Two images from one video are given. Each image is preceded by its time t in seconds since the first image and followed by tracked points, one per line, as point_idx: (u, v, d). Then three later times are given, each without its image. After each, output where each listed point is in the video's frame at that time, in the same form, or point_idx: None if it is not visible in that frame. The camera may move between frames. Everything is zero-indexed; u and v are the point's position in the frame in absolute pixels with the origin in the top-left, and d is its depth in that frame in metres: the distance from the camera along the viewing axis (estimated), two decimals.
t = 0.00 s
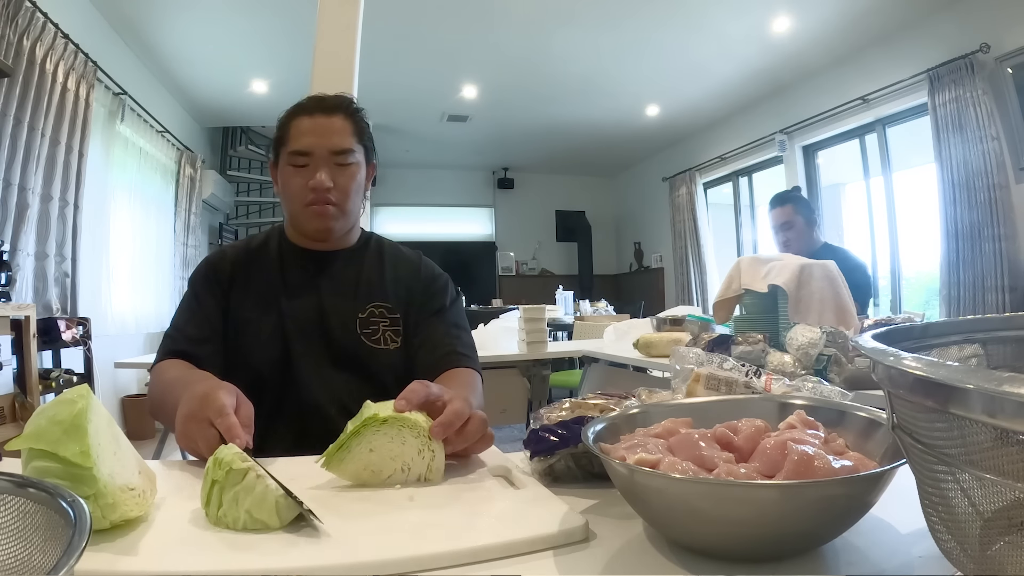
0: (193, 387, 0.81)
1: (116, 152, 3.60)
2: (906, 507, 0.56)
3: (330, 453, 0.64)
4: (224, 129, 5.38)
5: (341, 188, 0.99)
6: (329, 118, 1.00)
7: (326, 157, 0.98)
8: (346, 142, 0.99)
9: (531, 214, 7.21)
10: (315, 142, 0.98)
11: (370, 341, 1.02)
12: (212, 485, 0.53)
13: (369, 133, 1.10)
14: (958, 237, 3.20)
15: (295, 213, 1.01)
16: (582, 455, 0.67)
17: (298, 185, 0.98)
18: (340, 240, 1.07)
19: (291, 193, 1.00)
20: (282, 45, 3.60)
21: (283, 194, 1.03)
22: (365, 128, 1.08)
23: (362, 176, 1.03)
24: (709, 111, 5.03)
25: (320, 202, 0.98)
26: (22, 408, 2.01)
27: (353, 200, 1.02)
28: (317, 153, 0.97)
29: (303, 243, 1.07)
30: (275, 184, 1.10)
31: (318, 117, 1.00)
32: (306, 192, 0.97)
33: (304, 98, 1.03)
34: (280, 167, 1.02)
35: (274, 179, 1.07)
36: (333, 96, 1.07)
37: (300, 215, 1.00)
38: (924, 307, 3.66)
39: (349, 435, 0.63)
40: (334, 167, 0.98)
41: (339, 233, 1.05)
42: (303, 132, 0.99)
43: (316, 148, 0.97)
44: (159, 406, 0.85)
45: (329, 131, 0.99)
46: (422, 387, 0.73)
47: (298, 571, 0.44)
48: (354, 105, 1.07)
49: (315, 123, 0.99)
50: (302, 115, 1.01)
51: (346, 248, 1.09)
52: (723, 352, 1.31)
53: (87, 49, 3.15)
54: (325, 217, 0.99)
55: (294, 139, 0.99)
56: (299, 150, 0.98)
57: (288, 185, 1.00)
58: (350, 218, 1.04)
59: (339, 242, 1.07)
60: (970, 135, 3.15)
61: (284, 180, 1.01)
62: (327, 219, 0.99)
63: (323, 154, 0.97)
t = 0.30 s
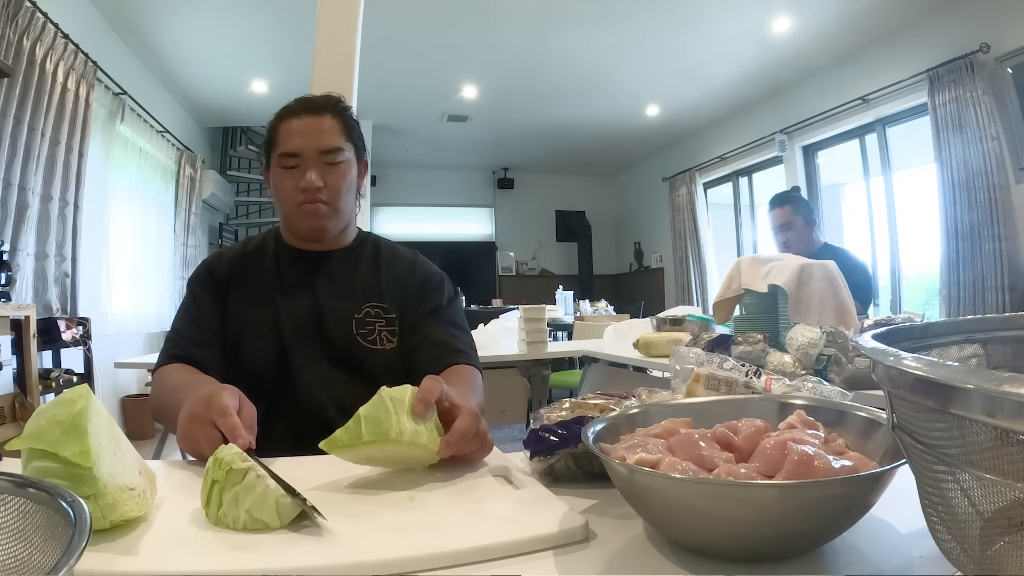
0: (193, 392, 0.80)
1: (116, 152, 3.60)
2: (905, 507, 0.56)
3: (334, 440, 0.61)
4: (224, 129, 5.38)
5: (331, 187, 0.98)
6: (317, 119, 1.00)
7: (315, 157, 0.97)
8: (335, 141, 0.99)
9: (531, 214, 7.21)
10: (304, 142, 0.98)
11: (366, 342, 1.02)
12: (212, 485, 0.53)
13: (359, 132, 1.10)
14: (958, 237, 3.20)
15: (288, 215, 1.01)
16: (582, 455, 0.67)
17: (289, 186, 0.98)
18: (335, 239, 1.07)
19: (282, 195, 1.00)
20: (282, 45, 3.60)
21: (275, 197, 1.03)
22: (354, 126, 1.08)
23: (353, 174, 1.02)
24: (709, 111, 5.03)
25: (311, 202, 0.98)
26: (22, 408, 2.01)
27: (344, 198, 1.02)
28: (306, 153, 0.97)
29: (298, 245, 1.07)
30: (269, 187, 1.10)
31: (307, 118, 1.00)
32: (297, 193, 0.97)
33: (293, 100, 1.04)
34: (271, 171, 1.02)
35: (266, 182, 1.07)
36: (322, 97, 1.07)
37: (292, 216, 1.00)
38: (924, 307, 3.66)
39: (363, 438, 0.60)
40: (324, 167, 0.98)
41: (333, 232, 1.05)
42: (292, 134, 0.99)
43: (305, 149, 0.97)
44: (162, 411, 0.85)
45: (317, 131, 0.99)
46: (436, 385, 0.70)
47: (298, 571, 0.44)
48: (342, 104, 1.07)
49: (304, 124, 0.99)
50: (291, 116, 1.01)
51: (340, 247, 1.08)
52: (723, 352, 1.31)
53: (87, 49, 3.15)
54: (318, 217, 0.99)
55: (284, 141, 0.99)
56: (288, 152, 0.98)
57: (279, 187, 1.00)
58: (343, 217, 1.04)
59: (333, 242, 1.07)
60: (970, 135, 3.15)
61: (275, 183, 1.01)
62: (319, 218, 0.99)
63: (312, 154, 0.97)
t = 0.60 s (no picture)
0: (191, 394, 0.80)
1: (116, 152, 3.60)
2: (905, 507, 0.56)
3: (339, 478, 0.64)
4: (224, 129, 5.38)
5: (327, 186, 0.98)
6: (311, 119, 1.00)
7: (309, 156, 0.97)
8: (329, 140, 0.99)
9: (531, 214, 7.21)
10: (298, 142, 0.98)
11: (366, 341, 1.02)
12: (212, 485, 0.53)
13: (353, 130, 1.10)
14: (958, 237, 3.20)
15: (285, 217, 1.01)
16: (582, 454, 0.67)
17: (284, 187, 0.98)
18: (333, 239, 1.07)
19: (278, 196, 1.00)
20: (282, 45, 3.60)
21: (271, 199, 1.03)
22: (348, 124, 1.08)
23: (348, 172, 1.02)
24: (709, 111, 5.03)
25: (308, 202, 0.98)
26: (22, 408, 2.01)
27: (341, 197, 1.02)
28: (300, 153, 0.97)
29: (296, 245, 1.07)
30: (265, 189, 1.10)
31: (300, 118, 1.00)
32: (292, 193, 0.97)
33: (285, 101, 1.04)
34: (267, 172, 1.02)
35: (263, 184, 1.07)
36: (315, 96, 1.07)
37: (290, 217, 1.00)
38: (924, 307, 3.66)
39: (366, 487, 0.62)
40: (319, 166, 0.98)
41: (330, 231, 1.05)
42: (286, 134, 0.99)
43: (299, 149, 0.97)
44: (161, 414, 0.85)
45: (311, 130, 0.99)
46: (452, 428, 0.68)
47: (298, 571, 0.44)
48: (336, 102, 1.07)
49: (299, 124, 0.99)
50: (284, 117, 1.01)
51: (339, 247, 1.09)
52: (723, 352, 1.31)
53: (87, 49, 3.15)
54: (314, 217, 0.99)
55: (278, 141, 0.99)
56: (282, 153, 0.98)
57: (274, 188, 1.00)
58: (340, 215, 1.04)
59: (331, 240, 1.07)
60: (970, 135, 3.15)
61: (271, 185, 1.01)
62: (316, 218, 0.99)
63: (306, 154, 0.97)
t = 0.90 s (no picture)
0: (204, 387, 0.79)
1: (116, 152, 3.60)
2: (904, 506, 0.56)
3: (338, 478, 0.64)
4: (224, 129, 5.38)
5: (329, 187, 0.98)
6: (314, 119, 1.00)
7: (312, 157, 0.97)
8: (331, 141, 0.99)
9: (531, 215, 7.21)
10: (301, 142, 0.97)
11: (367, 341, 1.02)
12: (212, 484, 0.53)
13: (356, 130, 1.10)
14: (958, 237, 3.20)
15: (287, 217, 1.01)
16: (582, 454, 0.67)
17: (287, 187, 0.98)
18: (335, 239, 1.07)
19: (280, 196, 1.00)
20: (282, 45, 3.60)
21: (273, 199, 1.03)
22: (351, 124, 1.08)
23: (350, 173, 1.02)
24: (709, 111, 5.03)
25: (310, 203, 0.98)
26: (22, 408, 2.01)
27: (343, 198, 1.02)
28: (302, 154, 0.97)
29: (297, 244, 1.07)
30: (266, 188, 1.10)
31: (303, 118, 1.00)
32: (295, 194, 0.98)
33: (287, 101, 1.04)
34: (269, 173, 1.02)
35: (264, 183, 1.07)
36: (317, 95, 1.07)
37: (292, 218, 1.00)
38: (924, 307, 3.66)
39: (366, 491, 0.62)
40: (321, 167, 0.98)
41: (332, 233, 1.05)
42: (288, 135, 0.99)
43: (302, 150, 0.97)
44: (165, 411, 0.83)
45: (313, 131, 0.99)
46: (460, 438, 0.68)
47: (298, 571, 0.44)
48: (338, 102, 1.07)
49: (302, 124, 0.99)
50: (287, 117, 1.01)
51: (341, 247, 1.09)
52: (723, 352, 1.31)
53: (87, 49, 3.15)
54: (317, 218, 1.00)
55: (280, 142, 0.99)
56: (285, 153, 0.98)
57: (277, 188, 1.00)
58: (343, 216, 1.04)
59: (333, 241, 1.07)
60: (970, 135, 3.15)
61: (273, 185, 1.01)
62: (318, 219, 1.00)
63: (309, 155, 0.97)
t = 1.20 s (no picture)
0: (230, 379, 0.77)
1: (116, 152, 3.60)
2: (904, 507, 0.56)
3: (341, 479, 0.63)
4: (224, 129, 5.38)
5: (335, 190, 0.98)
6: (321, 122, 1.00)
7: (318, 160, 0.97)
8: (338, 144, 0.99)
9: (531, 215, 7.21)
10: (308, 145, 0.97)
11: (371, 341, 1.02)
12: (212, 485, 0.53)
13: (362, 131, 1.09)
14: (958, 237, 3.20)
15: (293, 220, 1.01)
16: (582, 454, 0.67)
17: (293, 191, 0.98)
18: (341, 241, 1.08)
19: (287, 198, 1.00)
20: (282, 45, 3.60)
21: (279, 200, 1.03)
22: (358, 126, 1.07)
23: (357, 175, 1.02)
24: (709, 111, 5.03)
25: (316, 207, 0.98)
26: (22, 408, 2.01)
27: (349, 201, 1.02)
28: (309, 157, 0.96)
29: (302, 245, 1.07)
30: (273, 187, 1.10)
31: (310, 121, 1.00)
32: (302, 198, 0.98)
33: (294, 101, 1.03)
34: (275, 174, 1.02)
35: (270, 183, 1.07)
36: (324, 96, 1.06)
37: (298, 220, 1.00)
38: (924, 307, 3.67)
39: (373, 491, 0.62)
40: (328, 170, 0.98)
41: (338, 235, 1.05)
42: (295, 137, 0.98)
43: (309, 153, 0.97)
44: (189, 403, 0.83)
45: (320, 134, 0.98)
46: (460, 436, 0.69)
47: (299, 571, 0.44)
48: (346, 103, 1.07)
49: (308, 127, 0.99)
50: (293, 119, 1.01)
51: (346, 248, 1.09)
52: (723, 352, 1.31)
53: (87, 49, 3.15)
54: (323, 221, 1.00)
55: (287, 144, 0.99)
56: (292, 155, 0.97)
57: (283, 190, 1.00)
58: (349, 219, 1.04)
59: (339, 243, 1.07)
60: (970, 135, 3.15)
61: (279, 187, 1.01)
62: (324, 222, 1.00)
63: (315, 157, 0.97)
